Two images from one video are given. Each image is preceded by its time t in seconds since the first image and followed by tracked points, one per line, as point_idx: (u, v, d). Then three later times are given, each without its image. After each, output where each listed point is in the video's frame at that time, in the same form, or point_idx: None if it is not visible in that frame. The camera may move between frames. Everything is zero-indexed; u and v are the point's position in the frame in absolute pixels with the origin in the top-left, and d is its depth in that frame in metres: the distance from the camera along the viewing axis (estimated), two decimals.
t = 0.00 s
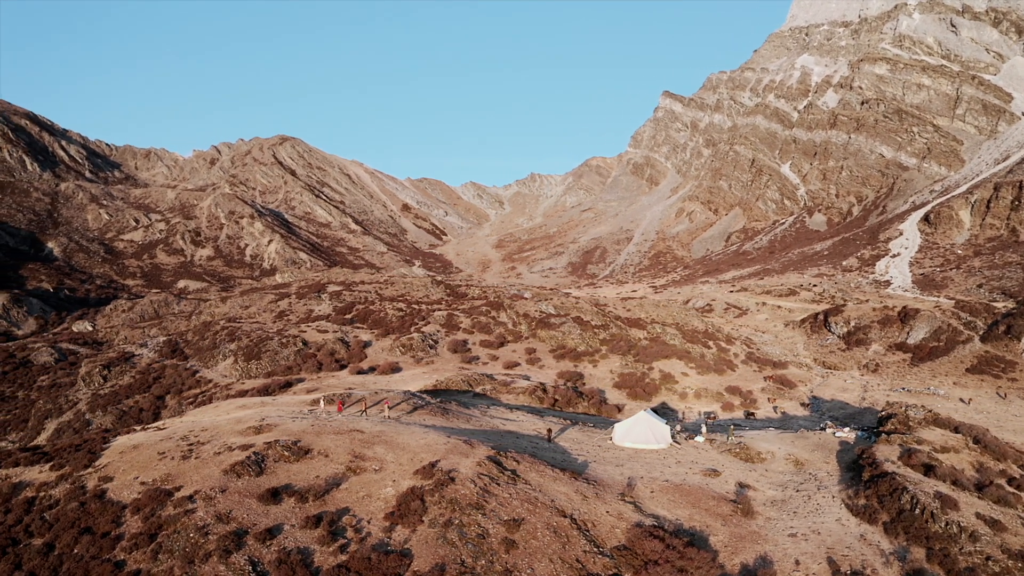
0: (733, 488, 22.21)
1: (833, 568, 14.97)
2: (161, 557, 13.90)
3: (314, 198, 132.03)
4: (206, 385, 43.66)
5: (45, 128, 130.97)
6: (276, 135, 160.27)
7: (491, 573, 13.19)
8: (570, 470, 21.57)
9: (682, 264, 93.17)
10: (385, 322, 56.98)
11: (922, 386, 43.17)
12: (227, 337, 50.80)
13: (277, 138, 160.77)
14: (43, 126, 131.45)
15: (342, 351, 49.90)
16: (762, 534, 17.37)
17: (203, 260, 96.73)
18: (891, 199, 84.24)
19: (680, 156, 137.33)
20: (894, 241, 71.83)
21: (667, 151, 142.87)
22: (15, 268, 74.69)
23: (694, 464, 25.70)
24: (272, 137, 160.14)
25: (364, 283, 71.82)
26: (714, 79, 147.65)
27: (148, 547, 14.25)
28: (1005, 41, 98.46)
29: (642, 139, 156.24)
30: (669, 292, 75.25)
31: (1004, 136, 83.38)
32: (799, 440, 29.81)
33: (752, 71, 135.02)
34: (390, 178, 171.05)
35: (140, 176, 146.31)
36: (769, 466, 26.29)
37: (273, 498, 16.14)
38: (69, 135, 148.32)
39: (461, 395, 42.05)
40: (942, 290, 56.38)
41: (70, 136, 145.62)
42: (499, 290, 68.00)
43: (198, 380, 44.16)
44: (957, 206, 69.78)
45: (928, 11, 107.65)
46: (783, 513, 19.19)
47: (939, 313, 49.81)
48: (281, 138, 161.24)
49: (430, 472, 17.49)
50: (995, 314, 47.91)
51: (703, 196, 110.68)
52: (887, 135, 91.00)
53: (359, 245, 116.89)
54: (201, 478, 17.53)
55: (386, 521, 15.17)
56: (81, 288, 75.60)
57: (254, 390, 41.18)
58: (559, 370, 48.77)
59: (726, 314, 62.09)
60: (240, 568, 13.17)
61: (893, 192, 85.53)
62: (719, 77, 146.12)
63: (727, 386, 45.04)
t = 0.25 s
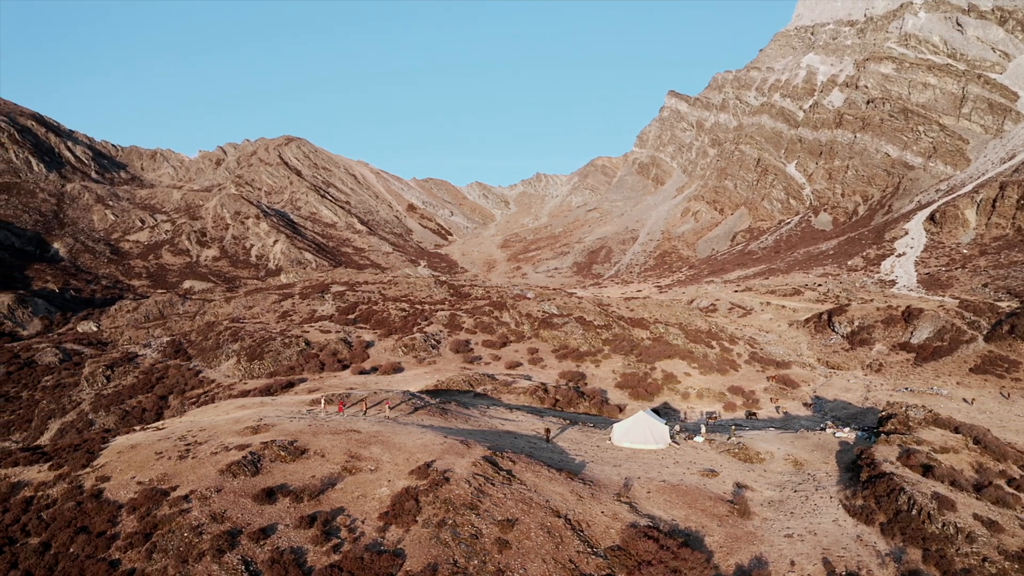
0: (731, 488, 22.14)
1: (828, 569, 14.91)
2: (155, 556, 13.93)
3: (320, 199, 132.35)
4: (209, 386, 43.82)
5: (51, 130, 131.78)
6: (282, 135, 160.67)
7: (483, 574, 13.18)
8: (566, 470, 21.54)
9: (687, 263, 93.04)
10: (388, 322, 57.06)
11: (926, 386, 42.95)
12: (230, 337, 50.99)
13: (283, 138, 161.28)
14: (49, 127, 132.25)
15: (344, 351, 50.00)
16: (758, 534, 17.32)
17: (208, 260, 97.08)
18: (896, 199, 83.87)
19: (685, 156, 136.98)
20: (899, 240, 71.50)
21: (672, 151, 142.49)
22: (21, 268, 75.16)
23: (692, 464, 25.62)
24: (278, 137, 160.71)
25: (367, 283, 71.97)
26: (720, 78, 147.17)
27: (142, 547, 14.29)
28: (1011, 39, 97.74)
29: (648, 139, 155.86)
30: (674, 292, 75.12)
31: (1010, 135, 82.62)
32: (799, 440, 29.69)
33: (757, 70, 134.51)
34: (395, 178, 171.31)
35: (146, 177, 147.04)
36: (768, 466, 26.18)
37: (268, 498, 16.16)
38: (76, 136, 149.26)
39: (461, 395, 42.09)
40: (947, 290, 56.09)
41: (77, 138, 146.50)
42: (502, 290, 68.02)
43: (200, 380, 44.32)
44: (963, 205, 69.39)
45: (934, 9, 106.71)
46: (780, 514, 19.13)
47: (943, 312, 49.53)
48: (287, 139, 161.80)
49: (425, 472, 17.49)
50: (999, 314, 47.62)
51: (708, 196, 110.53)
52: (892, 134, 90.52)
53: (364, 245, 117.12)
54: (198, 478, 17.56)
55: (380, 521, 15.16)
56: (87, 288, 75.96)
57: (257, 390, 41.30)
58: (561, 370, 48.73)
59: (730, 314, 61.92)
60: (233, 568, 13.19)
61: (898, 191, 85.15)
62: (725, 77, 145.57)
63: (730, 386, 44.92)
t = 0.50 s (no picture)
0: (728, 489, 22.06)
1: (823, 570, 14.83)
2: (149, 555, 13.95)
3: (325, 199, 132.62)
4: (211, 385, 43.96)
5: (58, 130, 132.51)
6: (287, 135, 161.00)
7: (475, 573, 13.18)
8: (562, 471, 21.50)
9: (693, 263, 92.86)
10: (391, 322, 57.14)
11: (929, 386, 42.75)
12: (234, 337, 51.14)
13: (288, 139, 161.74)
14: (55, 128, 132.94)
15: (347, 352, 50.08)
16: (754, 535, 17.25)
17: (214, 260, 97.35)
18: (902, 198, 83.46)
19: (691, 156, 136.62)
20: (905, 240, 71.19)
21: (678, 151, 142.17)
22: (28, 269, 75.63)
23: (690, 465, 25.54)
24: (284, 138, 161.29)
25: (371, 283, 72.12)
26: (725, 77, 146.54)
27: (137, 546, 14.31)
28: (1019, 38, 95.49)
29: (654, 139, 155.48)
30: (679, 292, 74.97)
31: (1016, 134, 81.85)
32: (798, 441, 29.55)
33: (763, 70, 133.93)
34: (401, 178, 171.52)
35: (152, 177, 147.65)
36: (767, 466, 26.09)
37: (263, 497, 16.19)
38: (82, 136, 150.11)
39: (462, 395, 42.10)
40: (952, 289, 55.79)
41: (83, 138, 147.30)
42: (505, 290, 68.04)
43: (203, 380, 44.46)
44: (968, 205, 69.01)
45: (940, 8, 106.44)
46: (776, 514, 19.05)
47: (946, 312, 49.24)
48: (293, 139, 162.33)
49: (420, 472, 17.49)
50: (1003, 314, 47.34)
51: (714, 195, 110.43)
52: (898, 134, 90.04)
53: (370, 245, 117.31)
54: (194, 477, 17.58)
55: (374, 521, 15.17)
56: (92, 288, 76.30)
57: (259, 390, 41.44)
58: (563, 370, 48.69)
59: (734, 313, 61.75)
60: (226, 567, 13.21)
61: (904, 190, 84.76)
62: (731, 76, 144.95)
63: (732, 386, 44.79)
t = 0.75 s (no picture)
0: (727, 489, 21.98)
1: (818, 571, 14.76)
2: (144, 555, 14.00)
3: (332, 199, 133.01)
4: (215, 386, 44.17)
5: (65, 131, 133.38)
6: (294, 136, 161.54)
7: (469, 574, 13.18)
8: (559, 471, 21.48)
9: (699, 263, 92.65)
10: (395, 322, 57.26)
11: (933, 386, 42.49)
12: (238, 337, 51.37)
13: (295, 139, 162.32)
14: (63, 129, 133.83)
15: (350, 352, 50.21)
16: (751, 536, 17.20)
17: (220, 261, 97.72)
18: (909, 197, 82.97)
19: (697, 155, 136.17)
20: (911, 239, 70.80)
21: (685, 150, 141.67)
22: (36, 270, 76.22)
23: (689, 465, 25.47)
24: (291, 138, 161.95)
25: (376, 283, 72.30)
26: (732, 76, 145.83)
27: (133, 545, 14.36)
28: None
29: (661, 138, 155.00)
30: (685, 292, 74.81)
31: None
32: (799, 441, 29.42)
33: (769, 69, 133.22)
34: (408, 179, 171.79)
35: (159, 178, 148.50)
36: (766, 467, 26.01)
37: (259, 497, 16.24)
38: (90, 137, 151.12)
39: (464, 395, 42.14)
40: (959, 289, 55.43)
41: (91, 139, 148.27)
42: (510, 290, 68.08)
43: (207, 380, 44.70)
44: (975, 204, 68.54)
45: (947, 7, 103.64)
46: (774, 515, 18.97)
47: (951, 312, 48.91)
48: (300, 139, 162.94)
49: (416, 472, 17.51)
50: (1009, 313, 46.99)
51: (721, 195, 110.10)
52: (905, 133, 89.49)
53: (376, 246, 117.55)
54: (191, 478, 17.64)
55: (369, 521, 15.19)
56: (99, 288, 76.77)
57: (263, 390, 41.67)
58: (566, 370, 48.66)
59: (739, 313, 61.56)
60: (220, 566, 13.25)
61: (911, 190, 84.28)
62: (738, 75, 144.19)
63: (736, 386, 44.65)
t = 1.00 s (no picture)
0: (725, 490, 21.89)
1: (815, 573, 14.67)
2: (140, 554, 14.04)
3: (339, 199, 133.41)
4: (219, 386, 44.39)
5: (73, 132, 134.30)
6: (301, 136, 162.12)
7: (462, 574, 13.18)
8: (557, 471, 21.46)
9: (706, 263, 92.43)
10: (399, 323, 57.40)
11: (938, 387, 42.23)
12: (242, 338, 51.59)
13: (302, 139, 162.91)
14: (71, 130, 134.73)
15: (354, 352, 50.35)
16: (747, 537, 17.14)
17: (227, 261, 98.06)
18: (916, 197, 82.51)
19: (704, 155, 135.68)
20: (918, 239, 70.41)
21: (692, 150, 141.20)
22: (44, 271, 76.79)
23: (688, 466, 25.37)
24: (298, 139, 162.62)
25: (381, 283, 72.52)
26: (739, 76, 145.05)
27: (129, 545, 14.41)
28: None
29: (668, 138, 154.49)
30: (691, 292, 74.66)
31: None
32: (800, 442, 29.28)
33: (777, 68, 132.47)
34: (416, 179, 172.07)
35: (166, 178, 149.36)
36: (766, 467, 25.89)
37: (255, 497, 16.27)
38: (98, 138, 152.14)
39: (466, 396, 42.18)
40: (965, 289, 55.11)
41: (99, 140, 149.18)
42: (514, 290, 68.13)
43: (212, 380, 44.94)
44: (982, 203, 68.13)
45: (954, 6, 102.49)
46: (772, 516, 18.90)
47: (956, 312, 48.59)
48: (307, 139, 163.55)
49: (412, 473, 17.53)
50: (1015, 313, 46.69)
51: (728, 195, 109.82)
52: (912, 132, 89.01)
53: (383, 246, 117.81)
54: (188, 477, 17.67)
55: (364, 521, 15.22)
56: (106, 289, 77.24)
57: (266, 390, 41.89)
58: (570, 370, 48.63)
59: (745, 313, 61.37)
60: (214, 566, 13.29)
61: (918, 189, 83.81)
62: (745, 75, 143.18)
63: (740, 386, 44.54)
